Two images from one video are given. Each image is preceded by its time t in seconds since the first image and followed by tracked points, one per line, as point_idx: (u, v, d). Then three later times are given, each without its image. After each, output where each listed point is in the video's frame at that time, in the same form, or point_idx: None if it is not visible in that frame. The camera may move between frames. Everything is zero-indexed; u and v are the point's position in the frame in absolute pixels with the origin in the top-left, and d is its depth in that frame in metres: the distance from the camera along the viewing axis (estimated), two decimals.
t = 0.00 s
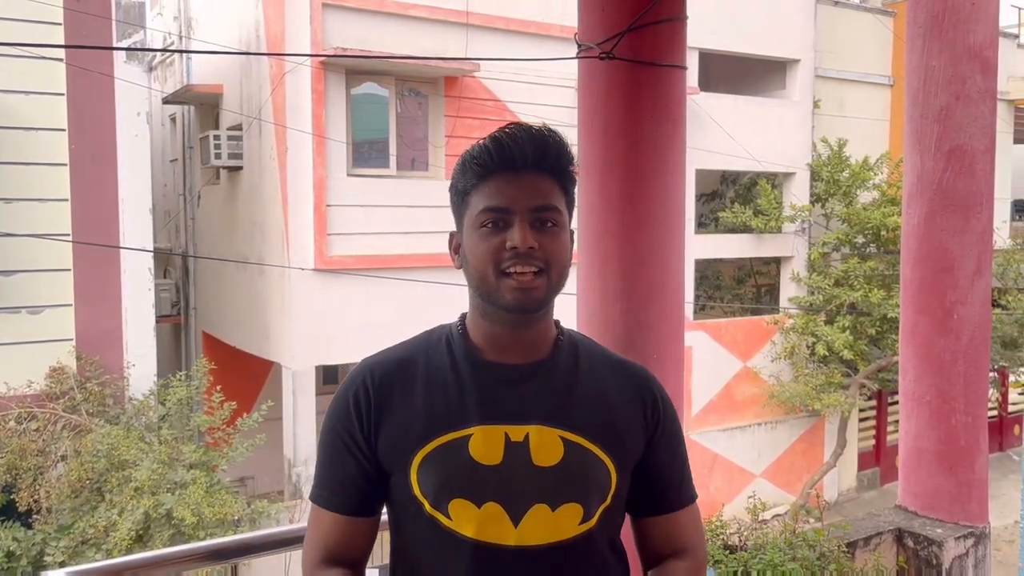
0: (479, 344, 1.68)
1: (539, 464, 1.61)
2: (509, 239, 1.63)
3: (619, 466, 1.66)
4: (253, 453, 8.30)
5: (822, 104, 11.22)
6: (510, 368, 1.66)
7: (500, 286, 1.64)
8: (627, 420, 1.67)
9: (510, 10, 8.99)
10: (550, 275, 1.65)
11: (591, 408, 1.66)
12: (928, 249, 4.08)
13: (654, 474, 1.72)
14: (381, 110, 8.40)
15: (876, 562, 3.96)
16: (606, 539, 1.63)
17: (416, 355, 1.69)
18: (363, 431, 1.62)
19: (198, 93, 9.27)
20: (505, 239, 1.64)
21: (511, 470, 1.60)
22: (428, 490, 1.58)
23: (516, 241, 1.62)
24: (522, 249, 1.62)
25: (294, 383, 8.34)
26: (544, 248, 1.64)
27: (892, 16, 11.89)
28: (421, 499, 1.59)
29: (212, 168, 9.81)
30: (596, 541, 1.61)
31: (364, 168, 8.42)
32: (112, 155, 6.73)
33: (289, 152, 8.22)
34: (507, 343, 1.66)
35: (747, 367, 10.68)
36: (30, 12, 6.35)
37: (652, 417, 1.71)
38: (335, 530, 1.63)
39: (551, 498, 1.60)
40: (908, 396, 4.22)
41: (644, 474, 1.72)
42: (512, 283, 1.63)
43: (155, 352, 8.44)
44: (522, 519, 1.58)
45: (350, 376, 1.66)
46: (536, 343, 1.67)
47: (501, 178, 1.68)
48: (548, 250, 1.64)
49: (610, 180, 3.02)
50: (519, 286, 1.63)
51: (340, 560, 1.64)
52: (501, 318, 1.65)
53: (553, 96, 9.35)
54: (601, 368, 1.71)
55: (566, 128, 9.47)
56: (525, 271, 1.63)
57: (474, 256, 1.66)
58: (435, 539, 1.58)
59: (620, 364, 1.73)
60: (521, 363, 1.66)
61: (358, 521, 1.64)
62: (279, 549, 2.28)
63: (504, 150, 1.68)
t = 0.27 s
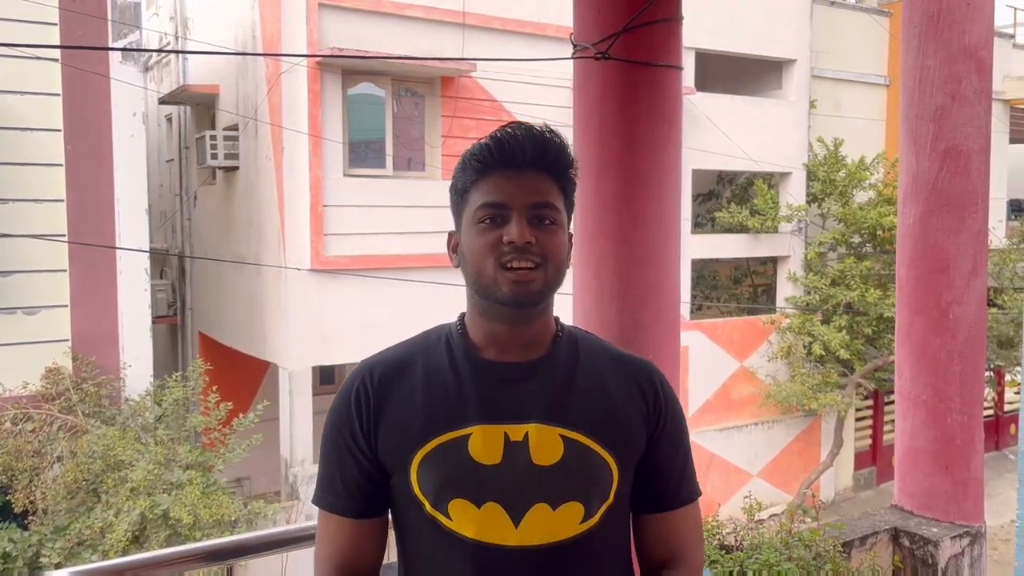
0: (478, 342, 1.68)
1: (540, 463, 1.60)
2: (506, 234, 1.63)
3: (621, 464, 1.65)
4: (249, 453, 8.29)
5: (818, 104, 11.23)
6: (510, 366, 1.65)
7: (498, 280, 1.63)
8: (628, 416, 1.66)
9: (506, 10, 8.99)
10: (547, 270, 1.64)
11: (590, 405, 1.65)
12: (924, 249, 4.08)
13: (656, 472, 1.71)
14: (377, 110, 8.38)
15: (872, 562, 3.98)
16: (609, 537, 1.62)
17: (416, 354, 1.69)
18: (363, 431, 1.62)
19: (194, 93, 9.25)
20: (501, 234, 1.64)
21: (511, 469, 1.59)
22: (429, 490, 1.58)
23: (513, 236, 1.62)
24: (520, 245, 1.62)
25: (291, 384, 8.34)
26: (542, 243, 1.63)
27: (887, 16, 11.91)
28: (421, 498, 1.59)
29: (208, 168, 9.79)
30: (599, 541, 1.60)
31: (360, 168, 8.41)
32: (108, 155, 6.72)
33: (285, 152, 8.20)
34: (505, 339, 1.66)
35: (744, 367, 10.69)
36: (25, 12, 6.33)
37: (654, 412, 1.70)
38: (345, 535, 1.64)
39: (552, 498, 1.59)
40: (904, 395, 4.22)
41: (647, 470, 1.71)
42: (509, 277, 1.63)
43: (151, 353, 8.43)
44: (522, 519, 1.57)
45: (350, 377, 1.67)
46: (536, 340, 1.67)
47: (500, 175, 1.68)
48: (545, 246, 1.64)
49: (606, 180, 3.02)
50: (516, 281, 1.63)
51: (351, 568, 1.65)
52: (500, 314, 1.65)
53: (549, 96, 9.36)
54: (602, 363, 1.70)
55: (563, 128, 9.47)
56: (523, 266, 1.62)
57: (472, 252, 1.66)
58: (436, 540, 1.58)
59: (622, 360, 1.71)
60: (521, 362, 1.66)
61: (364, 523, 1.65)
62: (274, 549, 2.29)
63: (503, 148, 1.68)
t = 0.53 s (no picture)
0: (475, 344, 1.68)
1: (536, 464, 1.60)
2: (503, 256, 1.62)
3: (618, 465, 1.65)
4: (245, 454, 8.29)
5: (814, 104, 11.24)
6: (506, 368, 1.65)
7: (498, 298, 1.63)
8: (625, 417, 1.66)
9: (502, 11, 8.99)
10: (544, 286, 1.65)
11: (587, 406, 1.65)
12: (918, 248, 4.10)
13: (653, 473, 1.71)
14: (373, 110, 8.37)
15: (867, 562, 3.97)
16: (604, 538, 1.62)
17: (415, 354, 1.69)
18: (360, 431, 1.63)
19: (189, 93, 9.24)
20: (498, 254, 1.62)
21: (507, 469, 1.59)
22: (425, 489, 1.59)
23: (510, 258, 1.61)
24: (518, 267, 1.61)
25: (287, 385, 8.35)
26: (539, 262, 1.63)
27: (883, 16, 11.93)
28: (417, 497, 1.59)
29: (204, 168, 9.78)
30: (593, 541, 1.61)
31: (356, 168, 8.40)
32: (103, 155, 6.71)
33: (281, 152, 8.19)
34: (503, 350, 1.66)
35: (740, 367, 10.70)
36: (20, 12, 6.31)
37: (652, 413, 1.69)
38: (347, 536, 1.64)
39: (547, 498, 1.59)
40: (899, 395, 4.23)
41: (644, 471, 1.71)
42: (509, 296, 1.63)
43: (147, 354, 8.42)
44: (517, 519, 1.57)
45: (349, 375, 1.67)
46: (532, 348, 1.67)
47: (491, 194, 1.66)
48: (542, 263, 1.64)
49: (601, 180, 3.02)
50: (516, 298, 1.63)
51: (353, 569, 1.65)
52: (499, 327, 1.64)
53: (545, 96, 9.36)
54: (600, 364, 1.70)
55: (559, 128, 9.48)
56: (522, 286, 1.63)
57: (470, 271, 1.65)
58: (432, 539, 1.58)
59: (620, 361, 1.71)
60: (518, 363, 1.66)
61: (364, 522, 1.65)
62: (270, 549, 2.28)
63: (495, 164, 1.66)
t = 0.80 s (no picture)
0: (470, 346, 1.67)
1: (530, 468, 1.60)
2: (499, 253, 1.61)
3: (613, 470, 1.65)
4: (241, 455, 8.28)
5: (810, 103, 11.25)
6: (502, 371, 1.65)
7: (491, 297, 1.63)
8: (620, 422, 1.66)
9: (498, 10, 8.99)
10: (538, 288, 1.64)
11: (583, 411, 1.65)
12: (913, 247, 4.10)
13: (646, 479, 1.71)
14: (369, 110, 8.38)
15: (862, 561, 3.98)
16: (598, 543, 1.62)
17: (408, 354, 1.69)
18: (352, 434, 1.62)
19: (185, 93, 9.23)
20: (495, 252, 1.62)
21: (501, 473, 1.59)
22: (418, 493, 1.58)
23: (505, 255, 1.61)
24: (514, 266, 1.60)
25: (283, 385, 8.31)
26: (535, 262, 1.63)
27: (878, 16, 11.95)
28: (410, 502, 1.59)
29: (200, 169, 9.77)
30: (588, 547, 1.60)
31: (352, 168, 8.40)
32: (99, 155, 6.69)
33: (277, 152, 8.18)
34: (497, 349, 1.66)
35: (736, 366, 10.71)
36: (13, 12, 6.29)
37: (648, 418, 1.69)
38: (325, 539, 1.65)
39: (542, 504, 1.59)
40: (895, 395, 4.24)
41: (639, 476, 1.71)
42: (503, 295, 1.63)
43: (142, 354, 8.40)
44: (512, 525, 1.57)
45: (342, 375, 1.66)
46: (527, 349, 1.67)
47: (491, 190, 1.66)
48: (538, 263, 1.63)
49: (595, 180, 3.03)
50: (509, 298, 1.63)
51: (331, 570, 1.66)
52: (493, 328, 1.64)
53: (541, 96, 9.36)
54: (596, 368, 1.69)
55: (555, 128, 9.48)
56: (515, 287, 1.62)
57: (466, 267, 1.64)
58: (425, 545, 1.58)
59: (618, 364, 1.71)
60: (513, 367, 1.66)
61: (347, 523, 1.65)
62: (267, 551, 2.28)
63: (499, 159, 1.66)
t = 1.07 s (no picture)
0: (462, 345, 1.67)
1: (520, 470, 1.60)
2: (493, 242, 1.62)
3: (602, 473, 1.64)
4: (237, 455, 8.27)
5: (806, 103, 11.26)
6: (493, 371, 1.64)
7: (481, 289, 1.63)
8: (612, 426, 1.66)
9: (494, 10, 8.99)
10: (532, 282, 1.63)
11: (573, 414, 1.65)
12: (907, 246, 4.11)
13: (636, 481, 1.71)
14: (365, 110, 8.37)
15: (856, 560, 3.99)
16: (587, 544, 1.62)
17: (400, 353, 1.69)
18: (343, 432, 1.61)
19: (180, 93, 9.22)
20: (489, 241, 1.63)
21: (490, 474, 1.59)
22: (407, 494, 1.58)
23: (500, 243, 1.61)
24: (507, 254, 1.60)
25: (279, 385, 8.30)
26: (529, 254, 1.62)
27: (873, 15, 11.96)
28: (399, 502, 1.58)
29: (195, 169, 9.75)
30: (576, 550, 1.60)
31: (348, 168, 8.39)
32: (93, 155, 6.68)
33: (272, 152, 8.17)
34: (489, 345, 1.66)
35: (732, 365, 10.72)
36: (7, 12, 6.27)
37: (639, 422, 1.69)
38: (306, 539, 1.64)
39: (530, 506, 1.59)
40: (889, 394, 4.25)
41: (629, 480, 1.71)
42: (494, 288, 1.62)
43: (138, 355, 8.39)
44: (500, 527, 1.57)
45: (333, 373, 1.66)
46: (518, 347, 1.66)
47: (489, 179, 1.67)
48: (532, 256, 1.63)
49: (589, 180, 3.02)
50: (501, 291, 1.62)
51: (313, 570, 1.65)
52: (485, 322, 1.64)
53: (537, 96, 9.36)
54: (588, 371, 1.69)
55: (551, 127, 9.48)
56: (508, 277, 1.61)
57: (459, 256, 1.64)
58: (412, 545, 1.57)
59: (609, 367, 1.71)
60: (504, 367, 1.66)
61: (331, 520, 1.65)
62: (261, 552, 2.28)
63: (495, 152, 1.67)
